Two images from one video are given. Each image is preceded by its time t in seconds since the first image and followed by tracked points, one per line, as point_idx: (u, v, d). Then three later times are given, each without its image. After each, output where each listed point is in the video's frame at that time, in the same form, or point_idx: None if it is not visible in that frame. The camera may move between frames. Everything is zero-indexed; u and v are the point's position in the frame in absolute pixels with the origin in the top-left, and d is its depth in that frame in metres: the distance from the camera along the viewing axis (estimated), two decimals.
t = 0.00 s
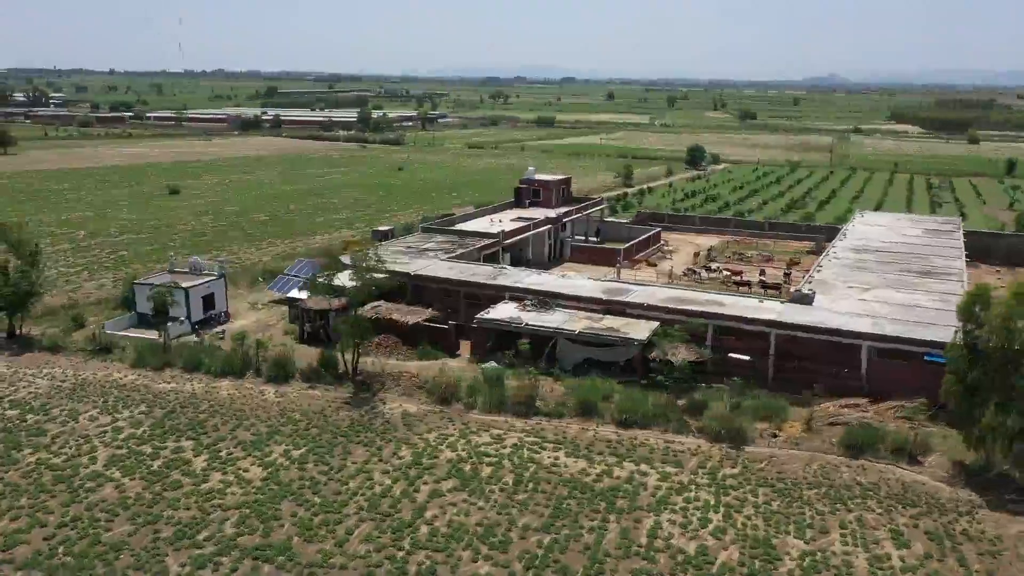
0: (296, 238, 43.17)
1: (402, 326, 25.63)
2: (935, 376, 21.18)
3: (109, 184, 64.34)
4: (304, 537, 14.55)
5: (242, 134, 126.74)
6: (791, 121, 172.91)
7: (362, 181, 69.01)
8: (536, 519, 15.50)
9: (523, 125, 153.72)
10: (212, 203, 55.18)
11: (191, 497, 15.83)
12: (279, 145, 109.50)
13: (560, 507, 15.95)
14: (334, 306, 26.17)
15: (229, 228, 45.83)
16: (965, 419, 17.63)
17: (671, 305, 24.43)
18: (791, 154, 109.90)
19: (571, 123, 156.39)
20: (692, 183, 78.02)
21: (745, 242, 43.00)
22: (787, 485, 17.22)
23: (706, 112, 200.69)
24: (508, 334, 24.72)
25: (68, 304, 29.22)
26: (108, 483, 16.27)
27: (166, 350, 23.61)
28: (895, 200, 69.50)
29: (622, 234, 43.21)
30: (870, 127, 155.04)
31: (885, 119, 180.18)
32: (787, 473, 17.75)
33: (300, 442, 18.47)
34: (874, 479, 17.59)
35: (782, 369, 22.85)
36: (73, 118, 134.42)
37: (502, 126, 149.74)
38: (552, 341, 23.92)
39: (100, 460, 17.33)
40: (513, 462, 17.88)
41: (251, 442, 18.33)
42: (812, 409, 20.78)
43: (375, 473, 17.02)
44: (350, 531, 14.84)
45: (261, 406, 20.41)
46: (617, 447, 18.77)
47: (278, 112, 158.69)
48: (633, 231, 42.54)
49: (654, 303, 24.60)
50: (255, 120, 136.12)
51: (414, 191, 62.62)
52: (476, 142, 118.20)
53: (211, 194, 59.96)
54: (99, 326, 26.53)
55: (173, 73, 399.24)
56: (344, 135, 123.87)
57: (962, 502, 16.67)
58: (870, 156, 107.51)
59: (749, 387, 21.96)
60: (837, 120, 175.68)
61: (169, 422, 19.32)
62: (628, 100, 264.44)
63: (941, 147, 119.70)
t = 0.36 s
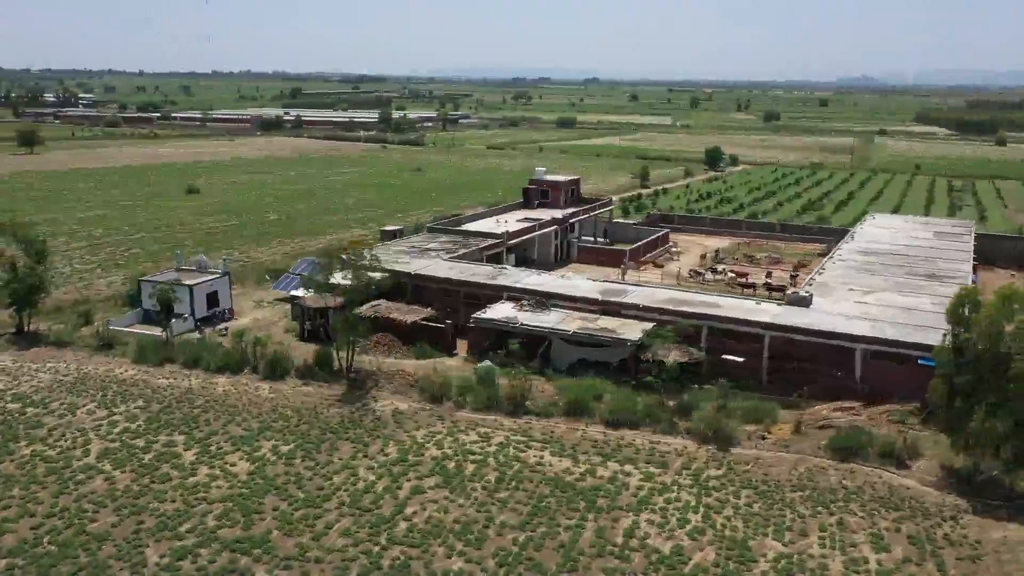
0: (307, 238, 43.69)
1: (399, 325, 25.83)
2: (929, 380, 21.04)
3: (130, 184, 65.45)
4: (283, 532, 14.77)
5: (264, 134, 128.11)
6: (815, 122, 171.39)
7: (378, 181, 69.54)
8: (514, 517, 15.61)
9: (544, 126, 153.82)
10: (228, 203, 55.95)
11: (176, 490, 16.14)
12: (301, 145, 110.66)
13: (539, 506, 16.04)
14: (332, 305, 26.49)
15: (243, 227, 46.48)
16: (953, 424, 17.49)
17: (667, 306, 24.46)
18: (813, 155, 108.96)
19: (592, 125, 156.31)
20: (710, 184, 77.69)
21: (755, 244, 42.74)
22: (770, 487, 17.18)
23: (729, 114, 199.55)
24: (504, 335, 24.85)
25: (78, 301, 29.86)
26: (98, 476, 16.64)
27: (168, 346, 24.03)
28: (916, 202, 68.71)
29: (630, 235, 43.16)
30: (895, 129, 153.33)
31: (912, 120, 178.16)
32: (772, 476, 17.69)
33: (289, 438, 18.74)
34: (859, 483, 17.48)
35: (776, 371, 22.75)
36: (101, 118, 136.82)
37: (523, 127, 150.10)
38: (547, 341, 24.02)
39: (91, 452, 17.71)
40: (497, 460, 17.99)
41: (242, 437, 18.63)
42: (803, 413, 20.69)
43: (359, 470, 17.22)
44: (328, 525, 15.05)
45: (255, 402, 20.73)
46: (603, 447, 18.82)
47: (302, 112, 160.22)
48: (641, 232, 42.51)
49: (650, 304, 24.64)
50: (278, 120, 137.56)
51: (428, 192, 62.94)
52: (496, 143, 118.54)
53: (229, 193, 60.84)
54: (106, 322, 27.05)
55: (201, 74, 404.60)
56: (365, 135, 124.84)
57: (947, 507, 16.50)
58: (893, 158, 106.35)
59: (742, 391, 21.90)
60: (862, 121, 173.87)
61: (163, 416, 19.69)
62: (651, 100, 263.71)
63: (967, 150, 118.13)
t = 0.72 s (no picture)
0: (316, 236, 44.12)
1: (395, 323, 26.05)
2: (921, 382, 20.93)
3: (148, 183, 66.33)
4: (262, 524, 15.02)
5: (285, 134, 129.25)
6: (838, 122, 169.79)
7: (393, 181, 69.97)
8: (492, 513, 15.75)
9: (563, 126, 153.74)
10: (242, 201, 56.53)
11: (162, 482, 16.46)
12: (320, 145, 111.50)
13: (517, 503, 16.17)
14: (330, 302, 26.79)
15: (254, 227, 47.01)
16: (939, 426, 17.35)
17: (661, 306, 24.49)
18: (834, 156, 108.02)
19: (612, 125, 156.00)
20: (726, 185, 77.36)
21: (763, 245, 42.53)
22: (752, 487, 17.18)
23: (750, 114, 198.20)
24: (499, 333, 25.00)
25: (86, 297, 30.41)
26: (88, 467, 17.01)
27: (167, 342, 24.45)
28: (934, 203, 67.94)
29: (637, 236, 43.12)
30: (919, 129, 151.52)
31: (937, 120, 176.01)
32: (755, 476, 17.67)
33: (278, 432, 19.03)
34: (842, 484, 17.43)
35: (770, 373, 22.72)
36: (126, 118, 138.73)
37: (542, 127, 150.15)
38: (541, 340, 24.16)
39: (85, 445, 18.10)
40: (481, 457, 18.14)
41: (231, 432, 18.96)
42: (792, 414, 20.64)
43: (343, 466, 17.44)
44: (307, 518, 15.29)
45: (249, 397, 21.06)
46: (588, 445, 18.90)
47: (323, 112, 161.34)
48: (648, 232, 42.46)
49: (645, 304, 24.70)
50: (299, 120, 138.59)
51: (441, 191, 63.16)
52: (514, 143, 118.65)
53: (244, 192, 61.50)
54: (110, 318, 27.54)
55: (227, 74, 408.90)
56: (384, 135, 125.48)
57: (929, 510, 16.40)
58: (915, 159, 105.14)
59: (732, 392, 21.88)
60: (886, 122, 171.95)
61: (157, 410, 20.06)
62: (673, 100, 262.62)
63: (991, 151, 116.54)
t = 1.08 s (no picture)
0: (325, 234, 44.55)
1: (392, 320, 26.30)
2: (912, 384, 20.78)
3: (167, 181, 67.26)
4: (240, 516, 15.31)
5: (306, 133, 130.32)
6: (862, 122, 167.96)
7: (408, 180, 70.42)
8: (467, 508, 15.91)
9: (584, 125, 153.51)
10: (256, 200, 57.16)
11: (148, 474, 16.82)
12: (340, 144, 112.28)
13: (494, 499, 16.31)
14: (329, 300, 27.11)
15: (265, 225, 47.54)
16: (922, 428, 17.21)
17: (655, 305, 24.50)
18: (855, 156, 106.98)
19: (632, 125, 155.56)
20: (742, 184, 76.98)
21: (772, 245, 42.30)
22: (731, 487, 17.18)
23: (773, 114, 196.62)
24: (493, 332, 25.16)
25: (93, 292, 31.00)
26: (77, 458, 17.42)
27: (167, 337, 24.90)
28: (954, 204, 67.09)
29: (645, 236, 43.06)
30: (945, 129, 149.50)
31: (964, 121, 173.54)
32: (735, 475, 17.66)
33: (266, 427, 19.34)
34: (823, 484, 17.36)
35: (761, 373, 22.68)
36: (151, 117, 140.58)
37: (562, 127, 150.02)
38: (534, 338, 24.28)
39: (77, 436, 18.53)
40: (463, 453, 18.31)
41: (220, 425, 19.31)
42: (780, 415, 20.58)
43: (325, 460, 17.69)
44: (285, 511, 15.54)
45: (241, 392, 21.40)
46: (571, 443, 18.99)
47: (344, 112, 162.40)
48: (655, 232, 42.39)
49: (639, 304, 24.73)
50: (320, 120, 139.60)
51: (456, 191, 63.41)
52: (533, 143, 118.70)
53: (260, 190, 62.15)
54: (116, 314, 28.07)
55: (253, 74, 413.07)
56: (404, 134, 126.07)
57: (909, 512, 16.31)
58: (939, 159, 103.78)
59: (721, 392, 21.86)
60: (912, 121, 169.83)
61: (150, 403, 20.48)
62: (696, 100, 261.18)
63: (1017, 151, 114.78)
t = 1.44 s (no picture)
0: (326, 234, 44.86)
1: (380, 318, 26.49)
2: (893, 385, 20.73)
3: (175, 180, 67.89)
4: (211, 509, 15.54)
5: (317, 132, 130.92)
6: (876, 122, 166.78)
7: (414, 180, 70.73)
8: (436, 504, 16.06)
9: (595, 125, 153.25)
10: (261, 199, 57.56)
11: (127, 467, 17.10)
12: (350, 143, 112.73)
13: (464, 495, 16.45)
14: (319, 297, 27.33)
15: (267, 224, 47.88)
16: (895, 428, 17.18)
17: (641, 305, 24.54)
18: (866, 157, 106.32)
19: (644, 125, 155.18)
20: (748, 185, 76.77)
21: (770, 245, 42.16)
22: (703, 485, 17.23)
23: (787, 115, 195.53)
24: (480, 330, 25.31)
25: (91, 289, 31.40)
26: (59, 451, 17.73)
27: (158, 333, 25.23)
28: (962, 205, 66.59)
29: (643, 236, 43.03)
30: (959, 129, 148.21)
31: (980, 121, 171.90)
32: (708, 474, 17.71)
33: (246, 422, 19.59)
34: (796, 484, 17.38)
35: (745, 373, 22.68)
36: (165, 117, 141.66)
37: (573, 127, 149.90)
38: (519, 337, 24.40)
39: (61, 430, 18.85)
40: (438, 450, 18.47)
41: (202, 420, 19.59)
42: (760, 416, 20.59)
43: (301, 456, 17.90)
44: (257, 505, 15.76)
45: (225, 388, 21.66)
46: (547, 441, 19.11)
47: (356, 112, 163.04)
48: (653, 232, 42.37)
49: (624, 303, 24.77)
50: (331, 120, 140.23)
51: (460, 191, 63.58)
52: (542, 142, 118.67)
53: (265, 190, 62.54)
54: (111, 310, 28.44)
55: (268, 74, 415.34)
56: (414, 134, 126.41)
57: (879, 512, 16.30)
58: (951, 160, 102.89)
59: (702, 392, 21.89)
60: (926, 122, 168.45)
61: (136, 399, 20.79)
62: (709, 100, 260.20)
63: None
